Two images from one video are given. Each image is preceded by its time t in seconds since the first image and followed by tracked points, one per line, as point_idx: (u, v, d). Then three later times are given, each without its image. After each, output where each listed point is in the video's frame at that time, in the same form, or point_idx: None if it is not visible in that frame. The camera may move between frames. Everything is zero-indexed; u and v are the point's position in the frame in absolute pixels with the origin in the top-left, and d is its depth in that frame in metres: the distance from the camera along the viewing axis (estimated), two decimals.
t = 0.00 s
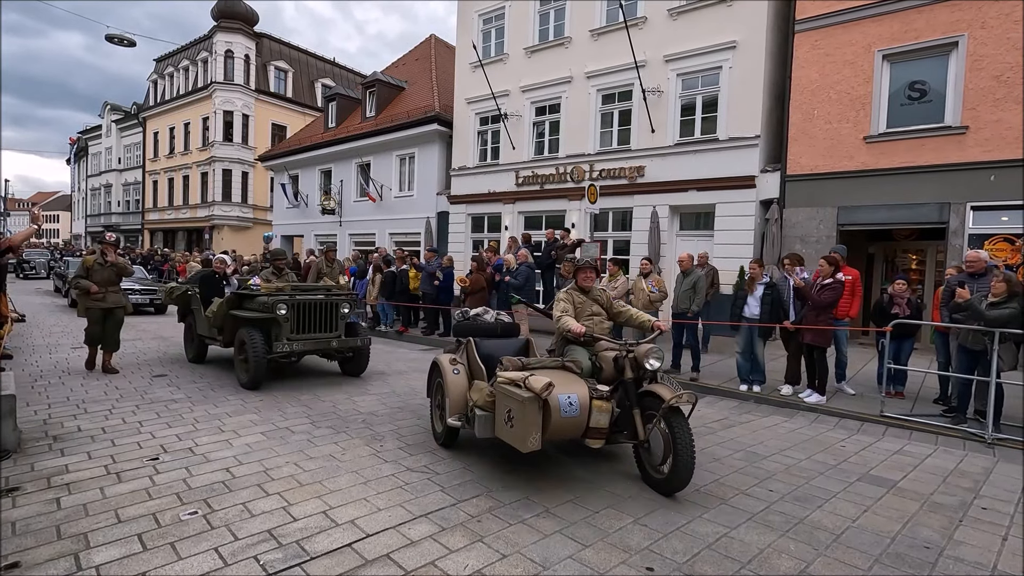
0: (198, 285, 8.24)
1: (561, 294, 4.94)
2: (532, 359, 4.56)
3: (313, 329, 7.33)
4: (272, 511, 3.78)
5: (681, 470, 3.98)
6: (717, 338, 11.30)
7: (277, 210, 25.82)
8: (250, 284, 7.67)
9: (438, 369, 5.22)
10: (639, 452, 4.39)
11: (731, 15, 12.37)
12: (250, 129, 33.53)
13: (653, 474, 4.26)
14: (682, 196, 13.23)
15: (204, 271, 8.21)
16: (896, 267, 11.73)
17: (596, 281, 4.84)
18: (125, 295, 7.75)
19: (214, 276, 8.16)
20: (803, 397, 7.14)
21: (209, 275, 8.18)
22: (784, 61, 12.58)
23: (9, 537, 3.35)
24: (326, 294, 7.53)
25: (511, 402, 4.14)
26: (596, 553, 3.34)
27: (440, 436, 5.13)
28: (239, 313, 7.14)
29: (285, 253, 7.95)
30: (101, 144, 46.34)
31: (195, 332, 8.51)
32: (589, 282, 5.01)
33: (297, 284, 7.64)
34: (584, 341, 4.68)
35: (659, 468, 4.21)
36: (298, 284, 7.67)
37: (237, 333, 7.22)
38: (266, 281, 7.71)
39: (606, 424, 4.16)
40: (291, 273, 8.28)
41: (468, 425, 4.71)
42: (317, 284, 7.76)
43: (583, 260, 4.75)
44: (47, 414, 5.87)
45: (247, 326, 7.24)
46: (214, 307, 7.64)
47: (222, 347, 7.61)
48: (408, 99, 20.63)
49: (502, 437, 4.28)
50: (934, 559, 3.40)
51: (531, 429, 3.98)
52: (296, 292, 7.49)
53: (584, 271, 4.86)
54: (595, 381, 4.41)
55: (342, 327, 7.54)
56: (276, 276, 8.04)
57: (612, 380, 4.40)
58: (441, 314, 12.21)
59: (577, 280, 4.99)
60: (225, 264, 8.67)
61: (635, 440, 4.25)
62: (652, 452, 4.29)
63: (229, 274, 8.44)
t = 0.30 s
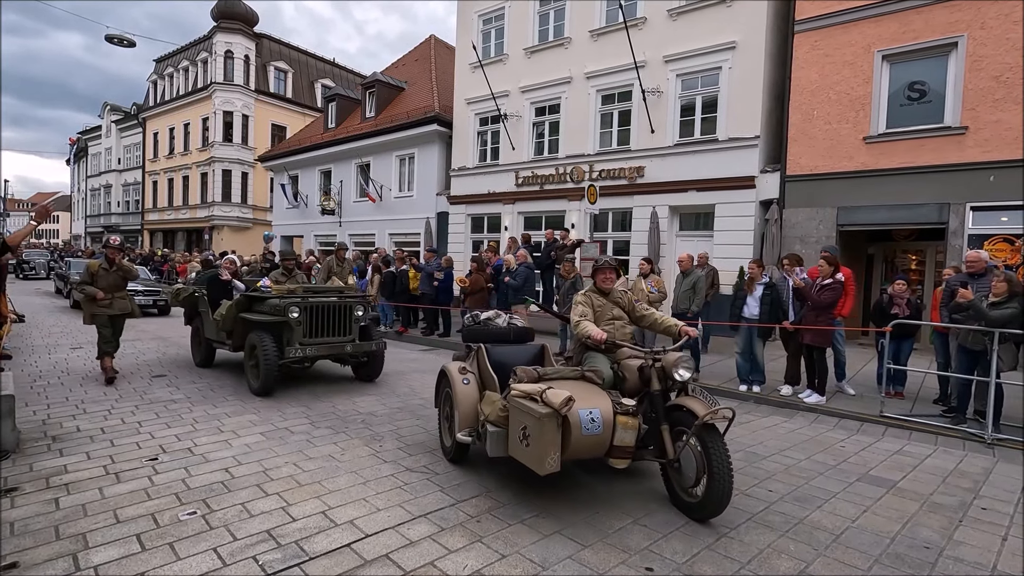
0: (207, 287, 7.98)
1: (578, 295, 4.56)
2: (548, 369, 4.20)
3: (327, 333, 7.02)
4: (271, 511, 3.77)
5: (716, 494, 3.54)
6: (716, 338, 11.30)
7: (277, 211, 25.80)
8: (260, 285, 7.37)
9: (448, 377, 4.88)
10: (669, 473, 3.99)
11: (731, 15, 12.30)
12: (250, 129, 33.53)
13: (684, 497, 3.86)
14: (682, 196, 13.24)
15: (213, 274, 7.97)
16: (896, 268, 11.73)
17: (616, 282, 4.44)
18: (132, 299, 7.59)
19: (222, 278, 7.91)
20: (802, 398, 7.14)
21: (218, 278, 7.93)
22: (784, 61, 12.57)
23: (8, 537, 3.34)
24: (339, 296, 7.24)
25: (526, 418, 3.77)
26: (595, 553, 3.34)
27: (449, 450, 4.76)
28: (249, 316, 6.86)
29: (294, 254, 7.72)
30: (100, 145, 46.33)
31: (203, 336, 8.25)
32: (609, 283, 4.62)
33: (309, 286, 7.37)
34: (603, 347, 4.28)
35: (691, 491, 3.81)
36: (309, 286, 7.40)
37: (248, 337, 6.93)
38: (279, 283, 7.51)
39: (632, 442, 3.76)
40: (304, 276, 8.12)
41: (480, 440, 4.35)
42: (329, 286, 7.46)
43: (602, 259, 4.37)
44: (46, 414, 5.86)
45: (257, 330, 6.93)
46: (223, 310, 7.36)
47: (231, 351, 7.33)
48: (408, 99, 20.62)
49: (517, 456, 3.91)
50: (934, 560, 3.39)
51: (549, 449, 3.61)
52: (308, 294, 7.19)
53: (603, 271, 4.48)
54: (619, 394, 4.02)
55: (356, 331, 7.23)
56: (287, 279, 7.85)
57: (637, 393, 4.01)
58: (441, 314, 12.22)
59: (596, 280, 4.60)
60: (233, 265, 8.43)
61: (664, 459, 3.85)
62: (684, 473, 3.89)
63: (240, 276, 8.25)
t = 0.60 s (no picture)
0: (215, 288, 7.85)
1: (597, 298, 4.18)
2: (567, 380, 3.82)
3: (341, 337, 6.81)
4: (271, 511, 3.77)
5: (760, 524, 3.13)
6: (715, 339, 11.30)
7: (277, 211, 25.79)
8: (270, 286, 7.01)
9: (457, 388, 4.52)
10: (703, 498, 3.59)
11: (731, 15, 12.33)
12: (250, 129, 33.53)
13: (721, 525, 3.46)
14: (681, 197, 13.25)
15: (222, 275, 7.86)
16: (895, 268, 11.72)
17: (640, 284, 4.07)
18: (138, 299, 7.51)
19: (230, 278, 7.82)
20: (802, 398, 7.13)
21: (226, 278, 7.83)
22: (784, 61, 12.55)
23: (7, 538, 3.34)
24: (352, 298, 7.04)
25: (544, 438, 3.37)
26: (594, 554, 3.33)
27: (459, 469, 4.38)
28: (261, 319, 6.64)
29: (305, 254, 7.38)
30: (101, 145, 46.34)
31: (210, 339, 8.03)
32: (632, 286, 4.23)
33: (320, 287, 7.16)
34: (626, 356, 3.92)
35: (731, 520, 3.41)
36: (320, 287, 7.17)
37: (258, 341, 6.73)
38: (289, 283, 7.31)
39: (663, 464, 3.36)
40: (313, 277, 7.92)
41: (492, 460, 3.97)
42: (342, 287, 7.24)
43: (625, 258, 4.00)
44: (46, 415, 5.86)
45: (268, 334, 6.72)
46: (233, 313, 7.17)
47: (241, 355, 7.13)
48: (408, 100, 20.63)
49: (534, 479, 3.52)
50: (933, 560, 3.39)
51: (570, 473, 3.22)
52: (320, 296, 6.98)
53: (626, 273, 4.10)
54: (646, 409, 3.63)
55: (370, 334, 7.03)
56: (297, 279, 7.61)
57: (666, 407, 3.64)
58: (440, 314, 12.22)
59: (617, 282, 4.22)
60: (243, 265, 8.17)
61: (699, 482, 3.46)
62: (721, 498, 3.49)
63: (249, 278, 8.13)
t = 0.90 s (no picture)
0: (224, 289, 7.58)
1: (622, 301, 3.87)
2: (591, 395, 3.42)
3: (355, 341, 6.56)
4: (271, 511, 3.77)
5: (821, 560, 2.75)
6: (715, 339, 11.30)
7: (277, 211, 25.79)
8: (281, 289, 6.81)
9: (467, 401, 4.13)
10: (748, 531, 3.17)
11: (731, 15, 12.36)
12: (250, 130, 33.54)
13: (770, 562, 3.06)
14: (682, 197, 13.24)
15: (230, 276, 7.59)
16: (896, 269, 11.72)
17: (669, 287, 3.75)
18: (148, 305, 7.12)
19: (240, 279, 7.58)
20: (802, 399, 7.12)
21: (235, 279, 7.56)
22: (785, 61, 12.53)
23: (8, 538, 3.34)
24: (366, 300, 6.79)
25: (570, 465, 2.96)
26: (592, 554, 3.33)
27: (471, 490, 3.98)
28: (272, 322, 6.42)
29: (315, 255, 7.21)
30: (102, 146, 46.34)
31: (218, 342, 7.80)
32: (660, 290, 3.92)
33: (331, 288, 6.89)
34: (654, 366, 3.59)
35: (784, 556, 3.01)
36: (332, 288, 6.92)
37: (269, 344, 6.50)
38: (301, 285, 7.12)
39: (705, 493, 2.96)
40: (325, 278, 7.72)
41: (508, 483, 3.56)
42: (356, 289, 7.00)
43: (653, 259, 3.70)
44: (46, 415, 5.86)
45: (279, 337, 6.47)
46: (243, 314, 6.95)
47: (251, 358, 6.90)
48: (409, 100, 20.64)
49: (556, 510, 3.11)
50: (934, 560, 3.39)
51: (600, 505, 2.82)
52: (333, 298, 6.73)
53: (653, 273, 3.78)
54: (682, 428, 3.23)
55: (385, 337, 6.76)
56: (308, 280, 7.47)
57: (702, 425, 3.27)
58: (440, 314, 12.22)
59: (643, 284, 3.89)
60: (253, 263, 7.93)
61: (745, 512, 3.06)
62: (770, 531, 3.09)
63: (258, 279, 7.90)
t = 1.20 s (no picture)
0: (232, 289, 7.45)
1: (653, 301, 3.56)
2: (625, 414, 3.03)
3: (369, 344, 6.33)
4: (272, 511, 3.77)
5: None
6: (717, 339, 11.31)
7: (278, 211, 25.81)
8: (292, 290, 6.54)
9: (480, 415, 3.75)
10: None
11: (732, 15, 11.86)
12: (251, 130, 33.58)
13: None
14: (684, 197, 13.22)
15: (239, 276, 7.52)
16: (898, 269, 11.71)
17: (705, 287, 3.43)
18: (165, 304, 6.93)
19: (250, 280, 7.50)
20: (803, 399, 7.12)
21: (243, 278, 7.50)
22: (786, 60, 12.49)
23: (9, 537, 3.34)
24: (380, 302, 6.58)
25: (606, 502, 2.57)
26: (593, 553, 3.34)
27: (485, 515, 3.59)
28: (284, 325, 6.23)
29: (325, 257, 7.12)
30: (103, 146, 46.34)
31: (227, 345, 7.60)
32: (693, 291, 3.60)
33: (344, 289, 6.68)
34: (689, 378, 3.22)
35: None
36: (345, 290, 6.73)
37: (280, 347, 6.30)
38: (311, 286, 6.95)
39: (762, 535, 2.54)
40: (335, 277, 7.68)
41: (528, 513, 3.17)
42: (370, 290, 6.81)
43: (687, 256, 3.38)
44: (47, 415, 5.87)
45: (290, 341, 6.27)
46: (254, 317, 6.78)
47: (261, 362, 6.70)
48: (409, 100, 20.66)
49: (588, 551, 2.73)
50: (936, 561, 3.38)
51: (643, 552, 2.44)
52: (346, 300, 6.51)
53: (687, 273, 3.47)
54: (729, 453, 2.85)
55: (401, 341, 6.54)
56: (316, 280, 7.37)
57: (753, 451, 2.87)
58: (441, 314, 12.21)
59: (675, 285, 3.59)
60: (262, 263, 7.82)
61: (807, 552, 2.65)
62: None
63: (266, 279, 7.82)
